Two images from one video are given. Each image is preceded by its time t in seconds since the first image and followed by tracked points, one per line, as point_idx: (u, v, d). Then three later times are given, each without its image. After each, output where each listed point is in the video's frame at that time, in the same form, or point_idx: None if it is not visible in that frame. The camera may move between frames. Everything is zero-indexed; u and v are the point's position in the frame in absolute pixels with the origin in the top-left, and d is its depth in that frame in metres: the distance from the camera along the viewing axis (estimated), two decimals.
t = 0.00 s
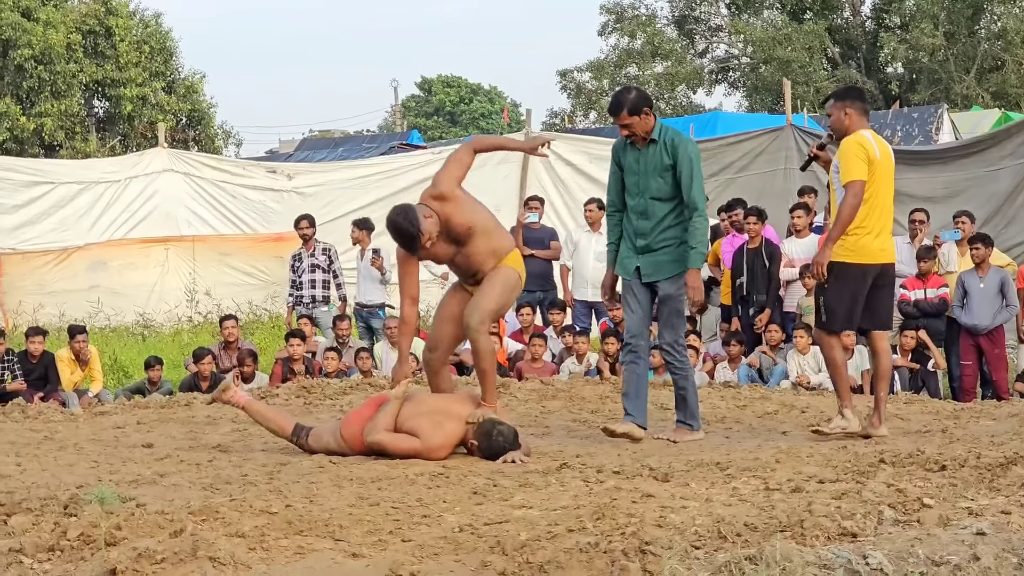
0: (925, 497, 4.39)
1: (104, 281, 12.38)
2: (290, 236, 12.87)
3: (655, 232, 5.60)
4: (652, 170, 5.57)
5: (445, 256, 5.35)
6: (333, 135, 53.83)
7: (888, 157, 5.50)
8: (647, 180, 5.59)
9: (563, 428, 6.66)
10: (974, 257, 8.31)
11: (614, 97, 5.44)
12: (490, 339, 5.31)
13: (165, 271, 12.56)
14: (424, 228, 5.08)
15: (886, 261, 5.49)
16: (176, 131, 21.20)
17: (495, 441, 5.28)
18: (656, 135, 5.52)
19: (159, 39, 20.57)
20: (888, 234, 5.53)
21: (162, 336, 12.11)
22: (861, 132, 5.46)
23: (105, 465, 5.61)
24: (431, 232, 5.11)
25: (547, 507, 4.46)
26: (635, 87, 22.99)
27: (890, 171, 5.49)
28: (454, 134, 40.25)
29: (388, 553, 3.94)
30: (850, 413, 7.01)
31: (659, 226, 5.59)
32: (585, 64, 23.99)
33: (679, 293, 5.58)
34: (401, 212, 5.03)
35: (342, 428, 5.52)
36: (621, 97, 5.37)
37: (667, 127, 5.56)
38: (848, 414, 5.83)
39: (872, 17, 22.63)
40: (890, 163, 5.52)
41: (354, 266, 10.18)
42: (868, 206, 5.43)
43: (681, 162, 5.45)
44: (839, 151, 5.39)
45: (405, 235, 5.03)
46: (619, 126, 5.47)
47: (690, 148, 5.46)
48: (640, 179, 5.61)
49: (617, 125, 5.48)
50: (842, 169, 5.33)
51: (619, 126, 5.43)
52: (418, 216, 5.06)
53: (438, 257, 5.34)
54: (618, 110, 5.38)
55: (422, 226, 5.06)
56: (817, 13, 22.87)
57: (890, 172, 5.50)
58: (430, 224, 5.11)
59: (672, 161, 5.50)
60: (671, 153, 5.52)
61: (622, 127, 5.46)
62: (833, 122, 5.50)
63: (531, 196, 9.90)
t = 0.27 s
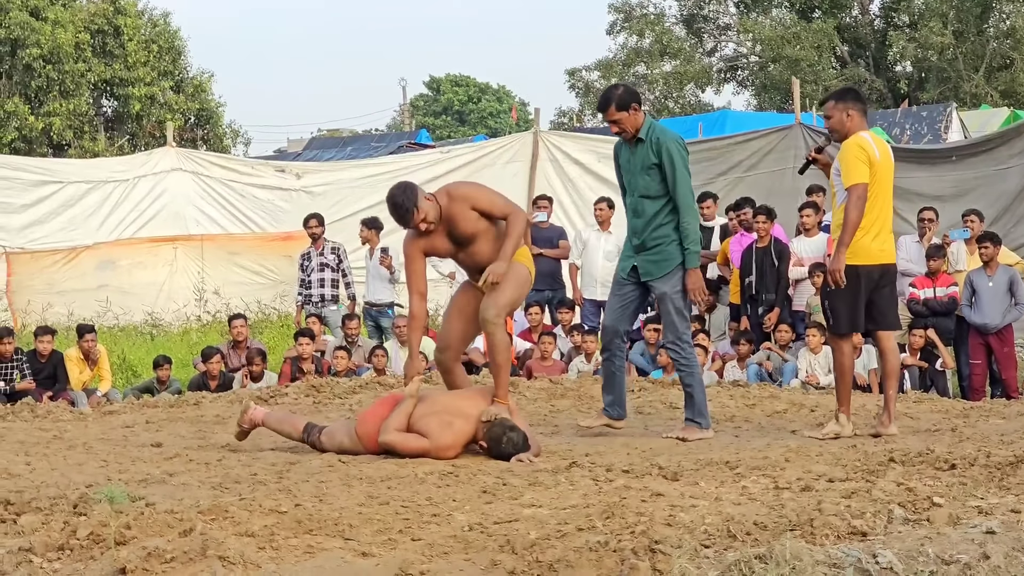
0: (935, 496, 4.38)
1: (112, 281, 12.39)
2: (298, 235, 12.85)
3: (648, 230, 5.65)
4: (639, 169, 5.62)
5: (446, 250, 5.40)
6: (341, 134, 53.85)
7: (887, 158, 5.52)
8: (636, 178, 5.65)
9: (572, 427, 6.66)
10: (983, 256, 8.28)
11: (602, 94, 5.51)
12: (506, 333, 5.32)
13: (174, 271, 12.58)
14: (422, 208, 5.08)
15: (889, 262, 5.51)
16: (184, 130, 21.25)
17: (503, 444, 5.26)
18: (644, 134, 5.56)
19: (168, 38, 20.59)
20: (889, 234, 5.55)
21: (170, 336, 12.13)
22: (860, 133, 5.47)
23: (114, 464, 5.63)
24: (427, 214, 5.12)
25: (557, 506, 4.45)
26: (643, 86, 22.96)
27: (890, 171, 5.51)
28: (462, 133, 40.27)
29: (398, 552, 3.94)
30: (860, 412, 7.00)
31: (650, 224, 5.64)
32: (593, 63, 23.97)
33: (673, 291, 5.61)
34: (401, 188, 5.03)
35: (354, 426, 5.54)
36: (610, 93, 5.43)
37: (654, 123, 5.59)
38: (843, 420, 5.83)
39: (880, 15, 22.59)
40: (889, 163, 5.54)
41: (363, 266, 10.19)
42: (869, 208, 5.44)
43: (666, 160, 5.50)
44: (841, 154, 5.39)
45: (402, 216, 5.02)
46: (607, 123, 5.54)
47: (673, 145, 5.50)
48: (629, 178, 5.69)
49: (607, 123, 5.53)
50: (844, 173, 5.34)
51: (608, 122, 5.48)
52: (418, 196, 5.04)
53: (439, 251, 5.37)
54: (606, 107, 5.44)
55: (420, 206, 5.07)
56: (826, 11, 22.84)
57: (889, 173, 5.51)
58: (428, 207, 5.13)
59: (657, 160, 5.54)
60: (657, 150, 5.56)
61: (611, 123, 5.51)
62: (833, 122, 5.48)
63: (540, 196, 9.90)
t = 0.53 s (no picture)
0: (942, 496, 4.37)
1: (119, 280, 12.40)
2: (305, 234, 12.89)
3: (615, 239, 5.72)
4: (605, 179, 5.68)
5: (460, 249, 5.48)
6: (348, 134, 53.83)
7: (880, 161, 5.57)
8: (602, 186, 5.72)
9: (579, 426, 6.66)
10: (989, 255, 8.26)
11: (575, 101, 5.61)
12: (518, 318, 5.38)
13: (181, 271, 12.57)
14: (439, 216, 5.16)
15: (885, 264, 5.57)
16: (191, 131, 21.30)
17: (509, 443, 5.27)
18: (609, 144, 5.60)
19: (175, 38, 20.61)
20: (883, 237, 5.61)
21: (177, 336, 12.14)
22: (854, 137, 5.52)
23: (121, 464, 5.64)
24: (443, 221, 5.20)
25: (563, 505, 4.46)
26: (650, 85, 22.96)
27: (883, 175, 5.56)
28: (469, 132, 40.28)
29: (404, 552, 3.94)
30: (866, 411, 6.99)
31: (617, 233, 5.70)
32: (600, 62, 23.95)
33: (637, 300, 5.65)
34: (418, 199, 5.12)
35: (364, 424, 5.53)
36: (580, 99, 5.53)
37: (620, 132, 5.63)
38: (849, 420, 5.85)
39: (888, 14, 22.55)
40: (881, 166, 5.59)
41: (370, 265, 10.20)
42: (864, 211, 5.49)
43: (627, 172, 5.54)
44: (837, 158, 5.44)
45: (419, 224, 5.10)
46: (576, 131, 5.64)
47: (632, 156, 5.53)
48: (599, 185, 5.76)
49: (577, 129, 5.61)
50: (841, 177, 5.39)
51: (578, 127, 5.57)
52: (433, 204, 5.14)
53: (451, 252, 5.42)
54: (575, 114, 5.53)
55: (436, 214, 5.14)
56: (832, 10, 22.81)
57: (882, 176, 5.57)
58: (444, 214, 5.21)
59: (620, 170, 5.59)
60: (620, 160, 5.60)
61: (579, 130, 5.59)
62: (826, 124, 5.53)
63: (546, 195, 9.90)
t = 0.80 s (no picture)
0: (946, 495, 4.37)
1: (124, 280, 12.40)
2: (309, 235, 12.85)
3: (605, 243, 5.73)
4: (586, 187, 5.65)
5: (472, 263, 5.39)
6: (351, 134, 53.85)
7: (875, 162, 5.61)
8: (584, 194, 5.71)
9: (583, 426, 6.66)
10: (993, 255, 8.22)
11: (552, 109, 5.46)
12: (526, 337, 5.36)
13: (185, 270, 12.59)
14: (446, 240, 5.11)
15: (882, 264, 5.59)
16: (196, 130, 21.34)
17: (513, 445, 5.25)
18: (587, 155, 5.55)
19: (179, 38, 20.64)
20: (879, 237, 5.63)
21: (182, 335, 12.15)
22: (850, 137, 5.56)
23: (126, 464, 5.64)
24: (452, 245, 5.14)
25: (568, 505, 4.46)
26: (655, 85, 22.96)
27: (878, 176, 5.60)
28: (473, 132, 40.29)
29: (409, 552, 3.95)
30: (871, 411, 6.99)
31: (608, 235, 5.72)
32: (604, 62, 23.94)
33: (629, 284, 5.65)
34: (426, 220, 5.08)
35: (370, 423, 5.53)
36: (558, 108, 5.39)
37: (596, 141, 5.56)
38: (854, 420, 5.85)
39: (892, 14, 22.53)
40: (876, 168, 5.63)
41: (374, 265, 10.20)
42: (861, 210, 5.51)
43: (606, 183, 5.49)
44: (836, 156, 5.47)
45: (426, 245, 5.08)
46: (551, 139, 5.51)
47: (614, 164, 5.48)
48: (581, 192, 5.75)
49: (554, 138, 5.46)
50: (841, 176, 5.42)
51: (555, 137, 5.43)
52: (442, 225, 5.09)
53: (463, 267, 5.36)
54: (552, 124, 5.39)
55: (444, 238, 5.10)
56: (837, 9, 22.80)
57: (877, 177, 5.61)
58: (454, 238, 5.14)
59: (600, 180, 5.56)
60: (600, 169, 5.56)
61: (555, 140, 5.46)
62: (822, 124, 5.57)
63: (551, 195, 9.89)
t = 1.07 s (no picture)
0: (950, 494, 4.36)
1: (127, 280, 12.41)
2: (312, 234, 12.90)
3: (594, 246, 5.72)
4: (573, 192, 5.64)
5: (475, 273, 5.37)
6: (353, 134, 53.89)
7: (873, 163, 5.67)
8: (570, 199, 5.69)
9: (586, 425, 6.65)
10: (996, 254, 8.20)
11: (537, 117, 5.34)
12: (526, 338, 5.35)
13: (188, 270, 12.60)
14: (456, 252, 5.06)
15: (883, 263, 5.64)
16: (198, 130, 21.36)
17: (517, 446, 5.25)
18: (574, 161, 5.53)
19: (182, 38, 20.66)
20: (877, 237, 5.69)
21: (185, 335, 12.16)
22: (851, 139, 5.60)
23: (129, 464, 5.65)
24: (461, 258, 5.10)
25: (571, 504, 4.46)
26: (658, 84, 22.96)
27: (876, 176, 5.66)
28: (476, 131, 40.31)
29: (413, 551, 3.95)
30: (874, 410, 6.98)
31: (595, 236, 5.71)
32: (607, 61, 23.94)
33: (614, 286, 5.63)
34: (437, 233, 5.01)
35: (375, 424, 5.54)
36: (545, 118, 5.27)
37: (581, 147, 5.54)
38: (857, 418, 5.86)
39: (895, 13, 22.51)
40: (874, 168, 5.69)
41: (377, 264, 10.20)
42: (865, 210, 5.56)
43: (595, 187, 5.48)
44: (840, 157, 5.49)
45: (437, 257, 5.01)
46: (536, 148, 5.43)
47: (603, 169, 5.47)
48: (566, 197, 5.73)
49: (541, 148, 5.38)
50: (847, 175, 5.45)
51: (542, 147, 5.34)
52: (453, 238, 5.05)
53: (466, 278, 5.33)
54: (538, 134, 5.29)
55: (454, 249, 5.06)
56: (839, 8, 22.80)
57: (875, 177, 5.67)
58: (462, 252, 5.10)
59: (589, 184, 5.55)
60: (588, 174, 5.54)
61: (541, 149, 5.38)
62: (823, 127, 5.58)
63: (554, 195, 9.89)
